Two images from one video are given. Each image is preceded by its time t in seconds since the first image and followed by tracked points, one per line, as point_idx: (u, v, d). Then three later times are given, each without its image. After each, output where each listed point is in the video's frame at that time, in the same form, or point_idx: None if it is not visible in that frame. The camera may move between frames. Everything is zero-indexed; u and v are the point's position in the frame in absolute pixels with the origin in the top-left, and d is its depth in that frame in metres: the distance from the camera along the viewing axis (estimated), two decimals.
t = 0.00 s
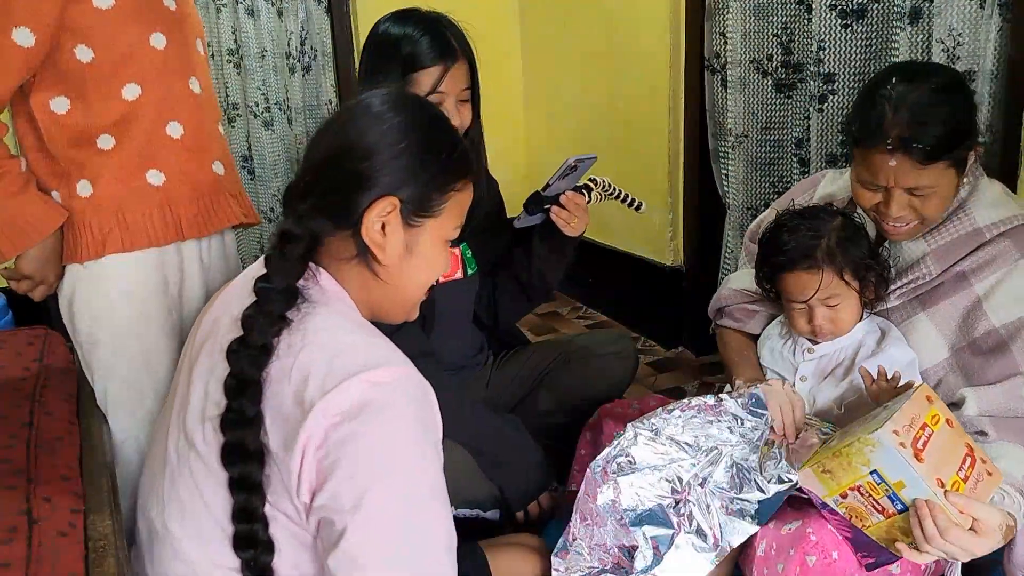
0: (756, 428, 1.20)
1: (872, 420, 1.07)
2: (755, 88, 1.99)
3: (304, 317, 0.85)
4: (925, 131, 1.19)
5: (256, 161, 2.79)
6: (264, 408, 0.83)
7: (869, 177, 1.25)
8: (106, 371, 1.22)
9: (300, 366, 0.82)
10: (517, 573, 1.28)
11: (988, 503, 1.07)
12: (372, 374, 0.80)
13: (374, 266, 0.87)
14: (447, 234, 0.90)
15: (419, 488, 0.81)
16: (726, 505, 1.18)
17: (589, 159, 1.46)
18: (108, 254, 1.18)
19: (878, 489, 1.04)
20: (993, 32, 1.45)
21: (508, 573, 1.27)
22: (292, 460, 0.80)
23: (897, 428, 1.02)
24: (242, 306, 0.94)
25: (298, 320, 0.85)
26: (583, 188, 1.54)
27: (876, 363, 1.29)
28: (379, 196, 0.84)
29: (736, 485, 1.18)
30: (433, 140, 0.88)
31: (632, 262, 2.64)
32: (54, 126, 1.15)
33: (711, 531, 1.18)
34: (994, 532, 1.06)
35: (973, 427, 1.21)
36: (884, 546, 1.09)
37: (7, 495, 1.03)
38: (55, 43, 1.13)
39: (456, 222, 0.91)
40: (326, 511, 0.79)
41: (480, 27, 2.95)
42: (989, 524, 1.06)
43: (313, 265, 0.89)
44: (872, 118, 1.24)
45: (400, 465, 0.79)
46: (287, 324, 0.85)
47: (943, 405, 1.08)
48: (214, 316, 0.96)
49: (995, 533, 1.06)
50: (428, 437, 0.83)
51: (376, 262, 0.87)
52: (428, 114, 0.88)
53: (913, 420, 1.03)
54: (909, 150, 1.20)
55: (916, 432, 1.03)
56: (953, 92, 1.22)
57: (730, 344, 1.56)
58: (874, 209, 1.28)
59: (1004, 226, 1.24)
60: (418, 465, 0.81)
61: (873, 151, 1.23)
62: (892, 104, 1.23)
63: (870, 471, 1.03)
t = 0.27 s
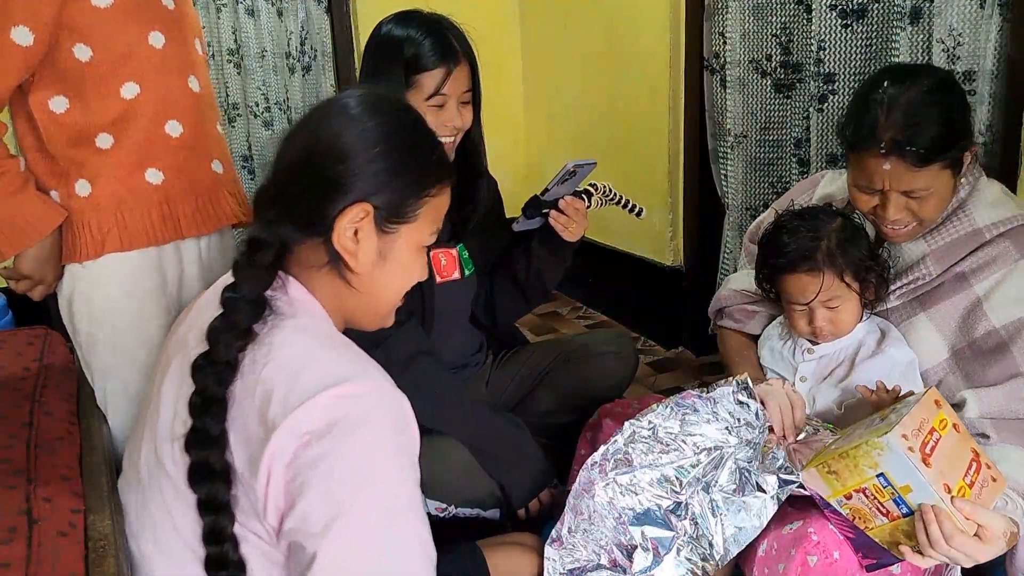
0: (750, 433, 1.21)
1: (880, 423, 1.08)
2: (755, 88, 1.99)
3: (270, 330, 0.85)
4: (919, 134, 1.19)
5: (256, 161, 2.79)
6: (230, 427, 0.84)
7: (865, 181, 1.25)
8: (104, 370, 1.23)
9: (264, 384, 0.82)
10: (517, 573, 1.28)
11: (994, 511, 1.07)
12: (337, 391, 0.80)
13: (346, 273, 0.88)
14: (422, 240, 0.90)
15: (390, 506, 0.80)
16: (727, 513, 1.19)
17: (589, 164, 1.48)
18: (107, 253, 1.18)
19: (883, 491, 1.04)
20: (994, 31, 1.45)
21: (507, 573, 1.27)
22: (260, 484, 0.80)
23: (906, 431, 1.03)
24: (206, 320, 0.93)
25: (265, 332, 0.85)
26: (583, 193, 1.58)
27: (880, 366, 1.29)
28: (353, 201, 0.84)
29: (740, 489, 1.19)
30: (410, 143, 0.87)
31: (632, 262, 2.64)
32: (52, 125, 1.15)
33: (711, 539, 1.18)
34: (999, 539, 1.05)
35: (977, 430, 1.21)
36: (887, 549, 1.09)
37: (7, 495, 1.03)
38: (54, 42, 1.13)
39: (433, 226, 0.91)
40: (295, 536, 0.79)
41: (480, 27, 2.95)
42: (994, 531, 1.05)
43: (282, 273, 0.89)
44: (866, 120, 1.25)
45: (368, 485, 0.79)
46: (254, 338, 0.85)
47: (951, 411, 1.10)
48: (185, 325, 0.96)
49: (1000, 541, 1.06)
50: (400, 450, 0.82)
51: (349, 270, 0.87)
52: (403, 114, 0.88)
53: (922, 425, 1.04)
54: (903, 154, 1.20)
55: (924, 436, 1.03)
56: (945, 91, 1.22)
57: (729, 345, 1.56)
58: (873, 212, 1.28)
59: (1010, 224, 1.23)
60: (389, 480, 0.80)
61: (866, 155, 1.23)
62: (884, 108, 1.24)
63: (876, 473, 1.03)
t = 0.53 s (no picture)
0: (750, 434, 1.21)
1: (884, 425, 1.07)
2: (754, 88, 1.99)
3: (236, 341, 0.85)
4: (916, 137, 1.19)
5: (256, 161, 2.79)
6: (198, 440, 0.84)
7: (865, 183, 1.25)
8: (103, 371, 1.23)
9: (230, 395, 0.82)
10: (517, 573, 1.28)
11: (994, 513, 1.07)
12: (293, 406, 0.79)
13: (318, 271, 0.88)
14: (393, 227, 0.90)
15: (353, 518, 0.79)
16: (728, 514, 1.19)
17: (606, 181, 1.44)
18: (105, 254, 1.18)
19: (886, 493, 1.04)
20: (994, 31, 1.45)
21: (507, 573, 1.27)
22: (226, 499, 0.80)
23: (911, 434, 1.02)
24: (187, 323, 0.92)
25: (232, 343, 0.85)
26: (605, 207, 1.49)
27: (881, 368, 1.29)
28: (316, 198, 0.83)
29: (742, 487, 1.19)
30: (370, 130, 0.87)
31: (632, 262, 2.64)
32: (52, 124, 1.15)
33: (712, 539, 1.18)
34: (999, 539, 1.06)
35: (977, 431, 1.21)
36: (888, 550, 1.09)
37: (7, 496, 1.04)
38: (55, 40, 1.13)
39: (403, 212, 0.91)
40: (259, 551, 0.79)
41: (479, 27, 2.94)
42: (993, 532, 1.06)
43: (250, 275, 0.88)
44: (864, 121, 1.24)
45: (326, 500, 0.78)
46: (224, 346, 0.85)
47: (954, 412, 1.09)
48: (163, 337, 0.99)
49: (999, 543, 1.06)
50: (365, 464, 0.80)
51: (320, 268, 0.87)
52: (373, 103, 0.89)
53: (925, 427, 1.04)
54: (906, 154, 1.20)
55: (928, 438, 1.03)
56: (947, 94, 1.22)
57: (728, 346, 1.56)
58: (874, 212, 1.28)
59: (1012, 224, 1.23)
60: (349, 496, 0.79)
61: (867, 157, 1.23)
62: (882, 110, 1.23)
63: (878, 476, 1.03)
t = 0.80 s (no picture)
0: (748, 435, 1.20)
1: (884, 426, 1.08)
2: (754, 88, 1.99)
3: (245, 340, 0.85)
4: (919, 136, 1.19)
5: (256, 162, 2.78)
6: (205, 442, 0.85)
7: (866, 182, 1.25)
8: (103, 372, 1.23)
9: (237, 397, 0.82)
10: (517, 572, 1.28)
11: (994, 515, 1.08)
12: (303, 407, 0.78)
13: (324, 273, 0.88)
14: (400, 232, 0.90)
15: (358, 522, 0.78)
16: (727, 516, 1.19)
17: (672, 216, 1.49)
18: (105, 253, 1.18)
19: (885, 496, 1.04)
20: (993, 31, 1.45)
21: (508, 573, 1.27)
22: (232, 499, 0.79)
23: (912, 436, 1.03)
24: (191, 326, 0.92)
25: (239, 344, 0.85)
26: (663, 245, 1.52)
27: (880, 368, 1.28)
28: (325, 200, 0.84)
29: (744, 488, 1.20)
30: (378, 134, 0.86)
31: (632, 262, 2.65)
32: (52, 124, 1.15)
33: (709, 541, 1.18)
34: (1000, 541, 1.06)
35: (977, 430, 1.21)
36: (888, 551, 1.09)
37: (7, 496, 1.04)
38: (55, 39, 1.13)
39: (410, 217, 0.90)
40: (265, 552, 0.78)
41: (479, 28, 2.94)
42: (994, 534, 1.06)
43: (257, 275, 0.89)
44: (865, 121, 1.25)
45: (335, 503, 0.77)
46: (231, 349, 0.85)
47: (955, 414, 1.10)
48: (167, 333, 0.97)
49: (999, 546, 1.07)
50: (374, 467, 0.79)
51: (327, 271, 0.87)
52: (378, 105, 0.88)
53: (926, 429, 1.04)
54: (908, 154, 1.20)
55: (928, 440, 1.03)
56: (946, 91, 1.22)
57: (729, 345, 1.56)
58: (876, 213, 1.28)
59: (1012, 223, 1.24)
60: (359, 499, 0.78)
61: (868, 157, 1.23)
62: (884, 109, 1.23)
63: (877, 478, 1.03)
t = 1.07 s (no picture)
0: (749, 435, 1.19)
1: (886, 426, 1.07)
2: (753, 88, 1.99)
3: (246, 341, 0.85)
4: (921, 137, 1.19)
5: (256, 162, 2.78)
6: (204, 444, 0.85)
7: (867, 182, 1.25)
8: (103, 371, 1.23)
9: (238, 400, 0.81)
10: (518, 572, 1.28)
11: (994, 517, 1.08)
12: (306, 408, 0.78)
13: (324, 275, 0.88)
14: (400, 233, 0.90)
15: (361, 524, 0.77)
16: (728, 513, 1.19)
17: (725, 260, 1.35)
18: (104, 254, 1.18)
19: (887, 496, 1.04)
20: (993, 31, 1.45)
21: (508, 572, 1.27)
22: (233, 502, 0.79)
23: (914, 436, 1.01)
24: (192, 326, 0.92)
25: (239, 345, 0.85)
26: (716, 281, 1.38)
27: (880, 369, 1.28)
28: (325, 202, 0.84)
29: (746, 490, 1.19)
30: (378, 132, 0.86)
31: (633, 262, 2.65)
32: (51, 125, 1.15)
33: (710, 540, 1.18)
34: (1000, 542, 1.07)
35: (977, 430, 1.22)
36: (889, 552, 1.10)
37: (8, 496, 1.04)
38: (53, 40, 1.13)
39: (410, 216, 0.90)
40: (266, 555, 0.77)
41: (479, 28, 2.94)
42: (996, 535, 1.07)
43: (257, 276, 0.89)
44: (866, 121, 1.25)
45: (337, 505, 0.76)
46: (230, 351, 0.85)
47: (957, 416, 1.09)
48: (167, 334, 0.97)
49: (1000, 547, 1.08)
50: (376, 470, 0.79)
51: (327, 272, 0.87)
52: (377, 105, 0.88)
53: (929, 430, 1.03)
54: (908, 155, 1.19)
55: (931, 442, 1.02)
56: (947, 90, 1.22)
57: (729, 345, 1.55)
58: (876, 215, 1.28)
59: (1012, 224, 1.24)
60: (361, 502, 0.77)
61: (869, 158, 1.23)
62: (885, 109, 1.23)
63: (878, 478, 1.03)
